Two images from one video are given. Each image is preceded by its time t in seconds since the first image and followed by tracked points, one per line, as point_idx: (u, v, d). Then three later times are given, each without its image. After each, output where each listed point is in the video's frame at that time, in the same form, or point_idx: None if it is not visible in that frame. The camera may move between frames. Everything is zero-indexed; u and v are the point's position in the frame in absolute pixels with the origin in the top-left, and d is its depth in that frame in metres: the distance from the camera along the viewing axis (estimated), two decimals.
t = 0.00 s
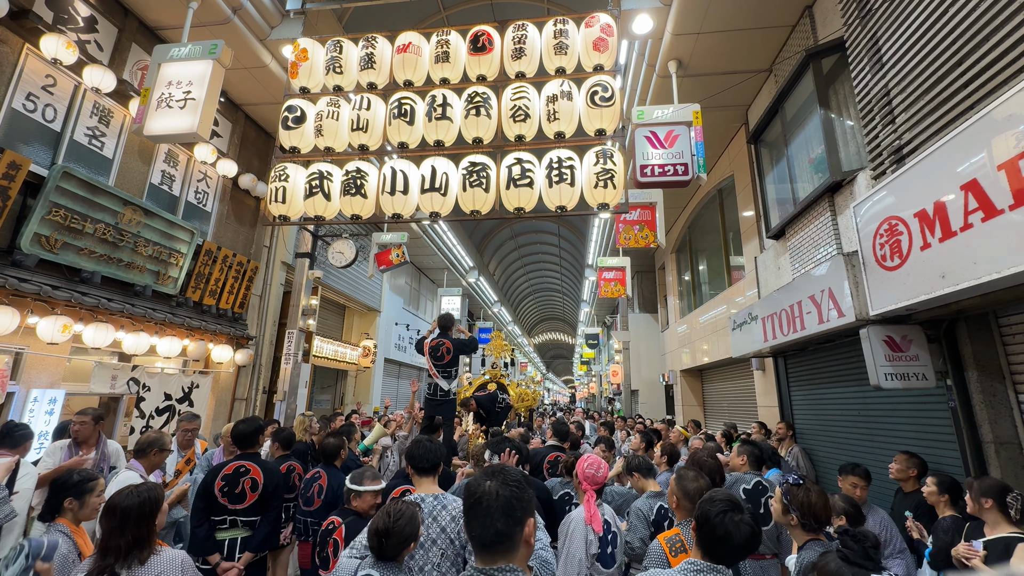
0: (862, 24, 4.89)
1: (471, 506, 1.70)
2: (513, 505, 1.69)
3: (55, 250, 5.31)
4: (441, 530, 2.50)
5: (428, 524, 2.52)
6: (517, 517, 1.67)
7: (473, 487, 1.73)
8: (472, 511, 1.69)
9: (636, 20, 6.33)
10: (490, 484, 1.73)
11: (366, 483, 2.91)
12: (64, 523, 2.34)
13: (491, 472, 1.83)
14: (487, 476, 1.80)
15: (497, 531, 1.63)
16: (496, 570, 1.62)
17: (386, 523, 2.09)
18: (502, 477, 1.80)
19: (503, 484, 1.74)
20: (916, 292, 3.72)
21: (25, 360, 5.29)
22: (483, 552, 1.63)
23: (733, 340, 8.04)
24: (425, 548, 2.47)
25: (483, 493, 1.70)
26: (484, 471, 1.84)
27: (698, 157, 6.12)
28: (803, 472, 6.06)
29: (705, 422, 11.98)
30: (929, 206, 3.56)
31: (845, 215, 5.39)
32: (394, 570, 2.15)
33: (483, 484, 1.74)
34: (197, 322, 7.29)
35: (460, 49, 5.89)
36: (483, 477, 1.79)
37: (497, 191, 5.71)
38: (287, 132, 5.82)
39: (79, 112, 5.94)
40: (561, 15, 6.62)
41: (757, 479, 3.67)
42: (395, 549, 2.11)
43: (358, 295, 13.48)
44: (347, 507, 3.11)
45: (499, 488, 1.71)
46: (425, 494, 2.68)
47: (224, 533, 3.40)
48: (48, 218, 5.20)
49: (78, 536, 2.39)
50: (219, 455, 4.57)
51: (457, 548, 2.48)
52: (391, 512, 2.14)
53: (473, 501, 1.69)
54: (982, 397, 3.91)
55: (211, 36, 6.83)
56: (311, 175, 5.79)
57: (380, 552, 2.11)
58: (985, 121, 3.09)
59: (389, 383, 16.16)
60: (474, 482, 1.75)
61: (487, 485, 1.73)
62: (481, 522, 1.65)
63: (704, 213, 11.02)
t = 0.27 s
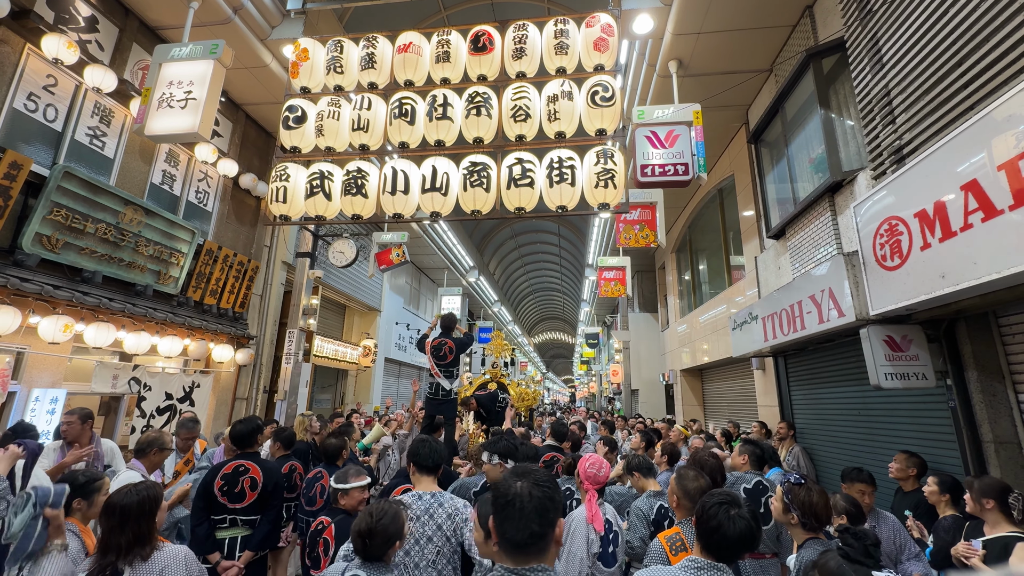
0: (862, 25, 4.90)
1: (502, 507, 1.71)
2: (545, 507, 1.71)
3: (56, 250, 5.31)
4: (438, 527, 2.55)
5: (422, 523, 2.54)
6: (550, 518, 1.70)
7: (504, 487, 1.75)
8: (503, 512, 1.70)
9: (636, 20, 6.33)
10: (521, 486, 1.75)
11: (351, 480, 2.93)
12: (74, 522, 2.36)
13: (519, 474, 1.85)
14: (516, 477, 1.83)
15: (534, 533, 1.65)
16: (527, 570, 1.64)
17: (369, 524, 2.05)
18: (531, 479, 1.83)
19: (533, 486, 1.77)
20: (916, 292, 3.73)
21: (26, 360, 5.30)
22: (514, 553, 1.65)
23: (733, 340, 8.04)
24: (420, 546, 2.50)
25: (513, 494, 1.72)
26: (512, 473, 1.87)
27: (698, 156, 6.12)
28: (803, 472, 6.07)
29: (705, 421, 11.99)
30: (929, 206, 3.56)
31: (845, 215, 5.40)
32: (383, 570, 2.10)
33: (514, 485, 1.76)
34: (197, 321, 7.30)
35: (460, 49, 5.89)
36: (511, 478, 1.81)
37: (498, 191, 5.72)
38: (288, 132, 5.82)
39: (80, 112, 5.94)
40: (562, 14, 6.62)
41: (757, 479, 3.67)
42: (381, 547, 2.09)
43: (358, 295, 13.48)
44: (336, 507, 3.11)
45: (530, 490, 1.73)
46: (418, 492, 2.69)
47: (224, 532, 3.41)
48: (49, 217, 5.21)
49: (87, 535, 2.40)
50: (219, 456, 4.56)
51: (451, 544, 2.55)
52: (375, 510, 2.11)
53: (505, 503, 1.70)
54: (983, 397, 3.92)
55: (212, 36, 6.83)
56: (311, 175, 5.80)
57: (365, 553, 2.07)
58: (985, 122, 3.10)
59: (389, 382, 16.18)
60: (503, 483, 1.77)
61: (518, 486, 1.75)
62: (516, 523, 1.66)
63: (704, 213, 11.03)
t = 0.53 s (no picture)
0: (862, 24, 4.90)
1: (532, 510, 1.70)
2: (576, 510, 1.71)
3: (56, 249, 5.31)
4: (438, 521, 2.56)
5: (422, 517, 2.55)
6: (581, 520, 1.69)
7: (531, 489, 1.75)
8: (533, 515, 1.70)
9: (637, 20, 6.33)
10: (549, 488, 1.75)
11: (342, 477, 3.05)
12: (80, 521, 2.34)
13: (546, 476, 1.85)
14: (543, 478, 1.83)
15: (566, 536, 1.64)
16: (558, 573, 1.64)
17: (351, 518, 2.16)
18: (558, 480, 1.82)
19: (561, 488, 1.76)
20: (916, 292, 3.74)
21: (27, 359, 5.30)
22: (544, 556, 1.65)
23: (733, 339, 8.09)
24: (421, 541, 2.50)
25: (541, 496, 1.72)
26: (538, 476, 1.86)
27: (699, 156, 6.12)
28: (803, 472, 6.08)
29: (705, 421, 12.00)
30: (930, 205, 3.56)
31: (845, 215, 5.40)
32: (365, 568, 2.17)
33: (543, 488, 1.76)
34: (197, 321, 7.30)
35: (461, 48, 5.88)
36: (539, 480, 1.81)
37: (498, 190, 5.71)
38: (288, 131, 5.81)
39: (80, 111, 5.93)
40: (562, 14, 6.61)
41: (759, 478, 3.67)
42: (364, 543, 2.16)
43: (358, 294, 13.48)
44: (328, 505, 3.13)
45: (560, 492, 1.73)
46: (418, 489, 2.70)
47: (223, 531, 3.41)
48: (49, 217, 5.21)
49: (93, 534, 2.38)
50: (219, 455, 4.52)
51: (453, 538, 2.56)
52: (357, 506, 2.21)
53: (535, 505, 1.70)
54: (983, 396, 3.92)
55: (212, 36, 6.83)
56: (312, 174, 5.80)
57: (349, 548, 2.15)
58: (985, 121, 3.10)
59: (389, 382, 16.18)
60: (531, 484, 1.77)
61: (547, 489, 1.74)
62: (548, 526, 1.66)
63: (704, 212, 11.03)
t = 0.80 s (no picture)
0: (863, 24, 4.90)
1: (555, 516, 1.76)
2: (599, 512, 1.78)
3: (56, 249, 5.30)
4: (443, 521, 2.55)
5: (428, 518, 2.54)
6: (605, 521, 1.77)
7: (550, 491, 1.82)
8: (556, 521, 1.76)
9: (637, 19, 6.32)
10: (569, 491, 1.81)
11: (338, 474, 3.13)
12: (86, 521, 2.30)
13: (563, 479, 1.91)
14: (563, 482, 1.89)
15: (591, 538, 1.72)
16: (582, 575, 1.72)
17: (353, 508, 2.22)
18: (577, 483, 1.89)
19: (580, 492, 1.82)
20: (917, 291, 3.73)
21: (26, 359, 5.29)
22: (567, 560, 1.73)
23: (732, 338, 8.14)
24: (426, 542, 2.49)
25: (560, 498, 1.78)
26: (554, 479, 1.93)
27: (699, 155, 6.11)
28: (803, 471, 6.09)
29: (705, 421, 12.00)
30: (930, 204, 3.56)
31: (846, 215, 5.39)
32: (357, 569, 2.19)
33: (562, 492, 1.81)
34: (197, 320, 7.29)
35: (461, 47, 5.87)
36: (558, 485, 1.85)
37: (498, 190, 5.70)
38: (288, 131, 5.81)
39: (80, 110, 5.92)
40: (563, 13, 6.61)
41: (760, 477, 3.64)
42: (360, 537, 2.18)
43: (358, 294, 13.47)
44: (323, 502, 3.14)
45: (581, 496, 1.79)
46: (422, 489, 2.67)
47: (222, 531, 3.40)
48: (48, 216, 5.20)
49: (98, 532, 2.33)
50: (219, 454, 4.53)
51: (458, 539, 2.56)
52: (351, 503, 2.26)
53: (558, 508, 1.76)
54: (983, 396, 3.92)
55: (212, 35, 6.82)
56: (312, 174, 5.79)
57: (346, 541, 2.18)
58: (986, 120, 3.09)
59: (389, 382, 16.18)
60: (550, 489, 1.82)
61: (567, 493, 1.80)
62: (572, 531, 1.72)
63: (704, 212, 11.02)
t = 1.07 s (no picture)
0: (863, 23, 4.89)
1: (572, 517, 1.77)
2: (615, 512, 1.80)
3: (55, 248, 5.30)
4: (466, 524, 2.52)
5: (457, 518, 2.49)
6: (620, 521, 1.79)
7: (565, 491, 1.84)
8: (573, 521, 1.77)
9: (637, 19, 6.32)
10: (585, 492, 1.83)
11: (334, 473, 3.14)
12: (82, 522, 2.29)
13: (580, 478, 1.91)
14: (577, 482, 1.89)
15: (610, 538, 1.74)
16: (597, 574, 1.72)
17: (357, 512, 2.24)
18: (593, 483, 1.90)
19: (596, 492, 1.84)
20: (917, 291, 3.73)
21: (25, 359, 5.28)
22: (579, 558, 1.73)
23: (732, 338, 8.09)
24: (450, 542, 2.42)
25: (576, 499, 1.80)
26: (568, 477, 1.93)
27: (699, 155, 6.11)
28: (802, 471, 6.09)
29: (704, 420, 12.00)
30: (930, 204, 3.56)
31: (846, 214, 5.39)
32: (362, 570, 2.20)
33: (578, 492, 1.82)
34: (197, 320, 7.29)
35: (461, 47, 5.87)
36: (573, 483, 1.87)
37: (498, 189, 5.69)
38: (287, 130, 5.80)
39: (79, 110, 5.92)
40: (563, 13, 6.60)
41: (760, 476, 3.61)
42: (364, 540, 2.22)
43: (358, 294, 13.47)
44: (322, 501, 3.14)
45: (597, 496, 1.81)
46: (446, 491, 2.58)
47: (221, 531, 3.40)
48: (48, 216, 5.19)
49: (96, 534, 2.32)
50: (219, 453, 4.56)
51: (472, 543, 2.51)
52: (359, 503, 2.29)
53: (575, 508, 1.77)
54: (983, 395, 3.92)
55: (211, 34, 6.81)
56: (311, 173, 5.78)
57: (349, 544, 2.21)
58: (986, 119, 3.09)
59: (388, 381, 16.17)
60: (565, 488, 1.84)
61: (583, 493, 1.82)
62: (587, 531, 1.74)
63: (704, 212, 11.02)
